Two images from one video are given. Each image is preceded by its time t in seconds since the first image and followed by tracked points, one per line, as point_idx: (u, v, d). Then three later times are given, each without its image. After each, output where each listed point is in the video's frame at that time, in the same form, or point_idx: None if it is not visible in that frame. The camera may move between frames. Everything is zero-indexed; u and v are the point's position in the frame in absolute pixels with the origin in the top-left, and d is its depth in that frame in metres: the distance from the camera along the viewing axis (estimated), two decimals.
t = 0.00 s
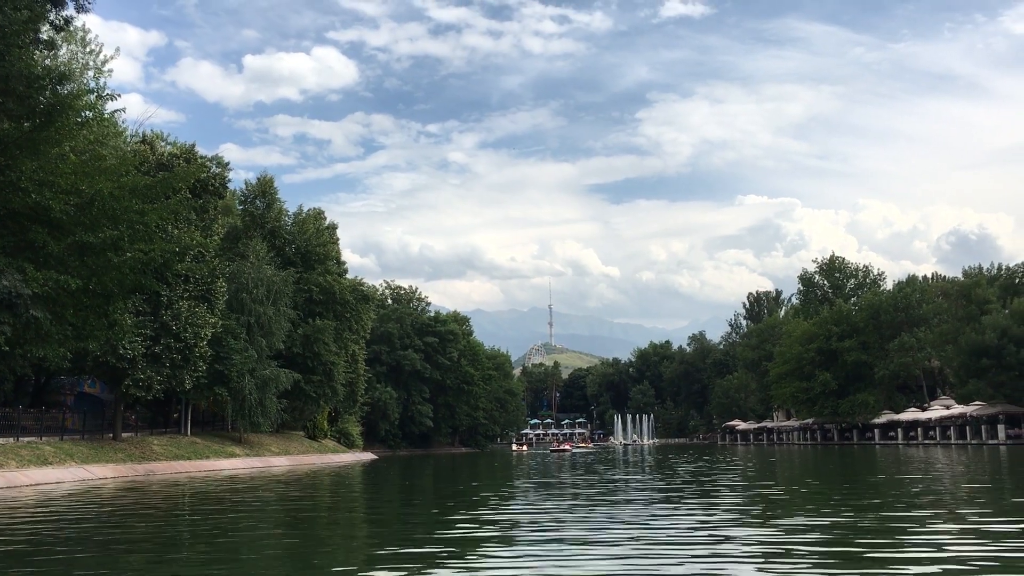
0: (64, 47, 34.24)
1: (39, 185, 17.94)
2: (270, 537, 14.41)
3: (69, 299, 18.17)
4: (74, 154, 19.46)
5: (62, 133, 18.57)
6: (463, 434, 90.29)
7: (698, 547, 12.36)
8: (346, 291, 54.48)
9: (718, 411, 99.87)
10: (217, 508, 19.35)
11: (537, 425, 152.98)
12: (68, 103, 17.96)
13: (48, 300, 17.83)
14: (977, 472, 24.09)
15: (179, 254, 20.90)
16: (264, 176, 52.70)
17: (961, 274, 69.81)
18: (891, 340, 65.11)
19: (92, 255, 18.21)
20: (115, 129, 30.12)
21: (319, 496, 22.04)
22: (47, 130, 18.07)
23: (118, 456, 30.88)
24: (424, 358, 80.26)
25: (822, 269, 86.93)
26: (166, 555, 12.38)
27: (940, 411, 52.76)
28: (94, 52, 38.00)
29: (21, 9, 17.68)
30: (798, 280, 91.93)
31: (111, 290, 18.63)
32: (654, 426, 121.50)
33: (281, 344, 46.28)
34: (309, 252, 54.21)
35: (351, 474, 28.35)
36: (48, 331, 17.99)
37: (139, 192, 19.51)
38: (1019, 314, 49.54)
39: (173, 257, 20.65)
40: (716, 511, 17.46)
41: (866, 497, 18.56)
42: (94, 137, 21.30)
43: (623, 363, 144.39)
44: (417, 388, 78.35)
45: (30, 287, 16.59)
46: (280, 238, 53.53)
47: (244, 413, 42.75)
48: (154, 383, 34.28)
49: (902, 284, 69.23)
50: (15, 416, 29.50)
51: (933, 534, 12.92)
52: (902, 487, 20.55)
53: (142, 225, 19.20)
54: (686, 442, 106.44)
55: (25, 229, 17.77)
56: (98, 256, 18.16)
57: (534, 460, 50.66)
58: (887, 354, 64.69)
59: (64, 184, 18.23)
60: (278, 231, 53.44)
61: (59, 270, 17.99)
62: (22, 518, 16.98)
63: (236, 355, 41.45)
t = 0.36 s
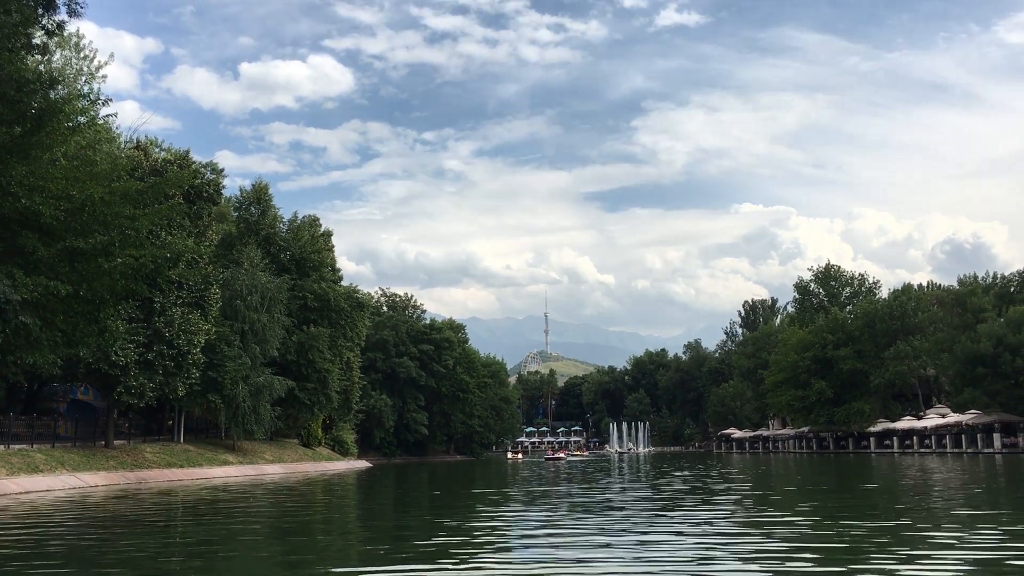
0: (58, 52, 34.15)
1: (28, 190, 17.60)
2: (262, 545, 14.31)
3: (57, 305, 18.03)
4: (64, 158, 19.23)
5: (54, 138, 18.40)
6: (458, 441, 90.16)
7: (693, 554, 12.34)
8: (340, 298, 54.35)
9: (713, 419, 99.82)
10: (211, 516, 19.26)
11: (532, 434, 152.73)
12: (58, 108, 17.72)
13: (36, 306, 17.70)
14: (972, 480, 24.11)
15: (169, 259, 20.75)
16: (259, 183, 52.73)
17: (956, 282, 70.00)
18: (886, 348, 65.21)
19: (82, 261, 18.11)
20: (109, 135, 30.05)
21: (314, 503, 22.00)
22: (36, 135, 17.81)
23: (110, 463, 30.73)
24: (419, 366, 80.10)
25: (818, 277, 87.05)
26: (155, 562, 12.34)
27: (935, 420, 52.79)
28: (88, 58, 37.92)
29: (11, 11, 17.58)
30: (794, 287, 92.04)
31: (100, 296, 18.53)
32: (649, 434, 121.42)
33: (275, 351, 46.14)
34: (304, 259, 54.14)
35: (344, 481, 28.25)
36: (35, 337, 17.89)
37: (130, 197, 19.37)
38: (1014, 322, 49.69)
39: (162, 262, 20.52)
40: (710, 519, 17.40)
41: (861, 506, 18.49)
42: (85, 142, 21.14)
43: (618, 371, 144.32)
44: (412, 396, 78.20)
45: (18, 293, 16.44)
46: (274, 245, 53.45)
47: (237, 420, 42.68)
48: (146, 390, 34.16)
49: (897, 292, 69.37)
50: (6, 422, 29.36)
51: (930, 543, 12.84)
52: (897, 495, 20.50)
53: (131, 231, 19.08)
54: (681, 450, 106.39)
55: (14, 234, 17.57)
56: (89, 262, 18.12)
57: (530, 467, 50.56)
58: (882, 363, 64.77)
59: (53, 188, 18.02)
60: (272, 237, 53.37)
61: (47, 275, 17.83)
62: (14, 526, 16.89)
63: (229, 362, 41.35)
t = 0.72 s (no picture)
0: (51, 62, 34.09)
1: (18, 200, 17.40)
2: (255, 557, 14.22)
3: (46, 315, 17.84)
4: (54, 167, 19.07)
5: (45, 147, 18.25)
6: (452, 454, 89.87)
7: (686, 568, 12.28)
8: (334, 309, 54.18)
9: (708, 432, 99.68)
10: (201, 528, 19.11)
11: (527, 446, 152.38)
12: (49, 117, 17.60)
13: (23, 316, 17.47)
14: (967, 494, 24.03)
15: (159, 269, 20.54)
16: (253, 195, 52.71)
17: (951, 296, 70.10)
18: (881, 362, 65.23)
19: (72, 271, 17.87)
20: (103, 145, 30.00)
21: (307, 516, 21.88)
22: (27, 145, 17.67)
23: (100, 475, 30.51)
24: (413, 378, 79.82)
25: (812, 290, 87.19)
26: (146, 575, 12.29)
27: (931, 433, 52.79)
28: (82, 69, 37.96)
29: (2, 20, 17.60)
30: (788, 300, 92.06)
31: (90, 306, 18.35)
32: (644, 447, 121.20)
33: (268, 362, 45.91)
34: (298, 270, 53.99)
35: (338, 493, 28.11)
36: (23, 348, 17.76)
37: (121, 207, 19.17)
38: (1008, 335, 49.83)
39: (153, 272, 20.31)
40: (706, 533, 17.27)
41: (856, 519, 18.42)
42: (76, 151, 21.00)
43: (613, 384, 144.12)
44: (406, 408, 77.94)
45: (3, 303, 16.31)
46: (268, 256, 53.33)
47: (229, 432, 42.48)
48: (138, 402, 33.98)
49: (891, 305, 69.45)
50: None
51: (926, 557, 12.73)
52: (892, 508, 20.44)
53: (121, 240, 18.85)
54: (676, 463, 106.18)
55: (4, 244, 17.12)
56: (79, 271, 17.88)
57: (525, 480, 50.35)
58: (877, 376, 64.80)
59: (44, 197, 17.81)
60: (267, 248, 53.30)
61: (37, 285, 17.59)
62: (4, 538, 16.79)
63: (222, 373, 41.16)
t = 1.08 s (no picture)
0: (50, 71, 34.14)
1: (14, 208, 17.39)
2: (252, 568, 14.09)
3: (41, 323, 17.80)
4: (49, 175, 18.98)
5: (41, 154, 18.18)
6: (452, 464, 89.68)
7: None
8: (333, 318, 54.08)
9: (709, 442, 99.45)
10: (198, 538, 19.06)
11: (528, 457, 152.08)
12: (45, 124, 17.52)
13: (17, 324, 17.44)
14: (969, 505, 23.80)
15: (156, 278, 20.42)
16: (253, 204, 52.70)
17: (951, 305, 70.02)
18: (882, 371, 65.09)
19: (67, 279, 17.85)
20: (100, 152, 29.98)
21: (305, 526, 21.81)
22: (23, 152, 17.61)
23: (97, 485, 30.41)
24: (413, 388, 79.62)
25: (813, 300, 87.16)
26: None
27: (931, 444, 52.67)
28: (81, 78, 38.01)
29: None
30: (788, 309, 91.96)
31: (85, 315, 18.29)
32: (644, 457, 120.95)
33: (267, 371, 45.81)
34: (297, 280, 53.93)
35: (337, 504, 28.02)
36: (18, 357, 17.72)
37: (117, 215, 19.10)
38: (1009, 345, 49.76)
39: (149, 281, 20.21)
40: (704, 544, 17.16)
41: (855, 530, 18.30)
42: (73, 160, 20.93)
43: (613, 394, 143.87)
44: (405, 418, 77.79)
45: None
46: (267, 265, 53.32)
47: (228, 441, 42.43)
48: (135, 412, 33.91)
49: (892, 315, 69.34)
50: None
51: (925, 569, 12.63)
52: (891, 519, 20.32)
53: (117, 248, 18.73)
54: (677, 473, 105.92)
55: None
56: (74, 280, 17.84)
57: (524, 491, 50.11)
58: (877, 386, 64.66)
59: (39, 205, 17.76)
60: (265, 258, 53.30)
61: (32, 294, 17.57)
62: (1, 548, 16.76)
63: (220, 383, 41.05)
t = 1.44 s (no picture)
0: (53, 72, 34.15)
1: (14, 208, 17.36)
2: (254, 570, 14.05)
3: (41, 323, 17.79)
4: (50, 175, 18.92)
5: (42, 154, 18.13)
6: (457, 465, 89.63)
7: None
8: (336, 319, 54.09)
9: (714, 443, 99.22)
10: (200, 539, 19.07)
11: (533, 458, 152.04)
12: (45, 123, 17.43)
13: (17, 325, 17.44)
14: (975, 506, 23.58)
15: (157, 278, 20.36)
16: (257, 205, 52.74)
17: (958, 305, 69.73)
18: (888, 372, 64.85)
19: (68, 280, 17.87)
20: (103, 153, 30.03)
21: (308, 528, 21.80)
22: (24, 152, 17.55)
23: (100, 487, 30.45)
24: (418, 389, 79.60)
25: (818, 300, 87.03)
26: None
27: (937, 444, 52.48)
28: (85, 79, 38.02)
29: None
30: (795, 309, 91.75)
31: (86, 315, 18.29)
32: (649, 458, 120.77)
33: (271, 373, 45.82)
34: (301, 281, 53.95)
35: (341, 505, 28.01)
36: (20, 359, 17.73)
37: (117, 215, 19.05)
38: (1017, 345, 49.14)
39: (150, 282, 20.16)
40: (706, 545, 17.09)
41: (858, 531, 18.19)
42: (74, 160, 20.85)
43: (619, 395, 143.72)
44: (410, 420, 77.81)
45: None
46: (271, 266, 53.38)
47: (232, 442, 42.54)
48: (138, 414, 33.98)
49: (898, 315, 69.07)
50: None
51: (927, 570, 12.52)
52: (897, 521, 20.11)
53: (117, 248, 18.69)
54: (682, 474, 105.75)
55: None
56: (74, 280, 17.87)
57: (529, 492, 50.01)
58: (884, 387, 64.40)
59: (39, 206, 17.74)
60: (269, 259, 53.34)
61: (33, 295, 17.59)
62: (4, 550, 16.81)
63: (224, 385, 41.05)
